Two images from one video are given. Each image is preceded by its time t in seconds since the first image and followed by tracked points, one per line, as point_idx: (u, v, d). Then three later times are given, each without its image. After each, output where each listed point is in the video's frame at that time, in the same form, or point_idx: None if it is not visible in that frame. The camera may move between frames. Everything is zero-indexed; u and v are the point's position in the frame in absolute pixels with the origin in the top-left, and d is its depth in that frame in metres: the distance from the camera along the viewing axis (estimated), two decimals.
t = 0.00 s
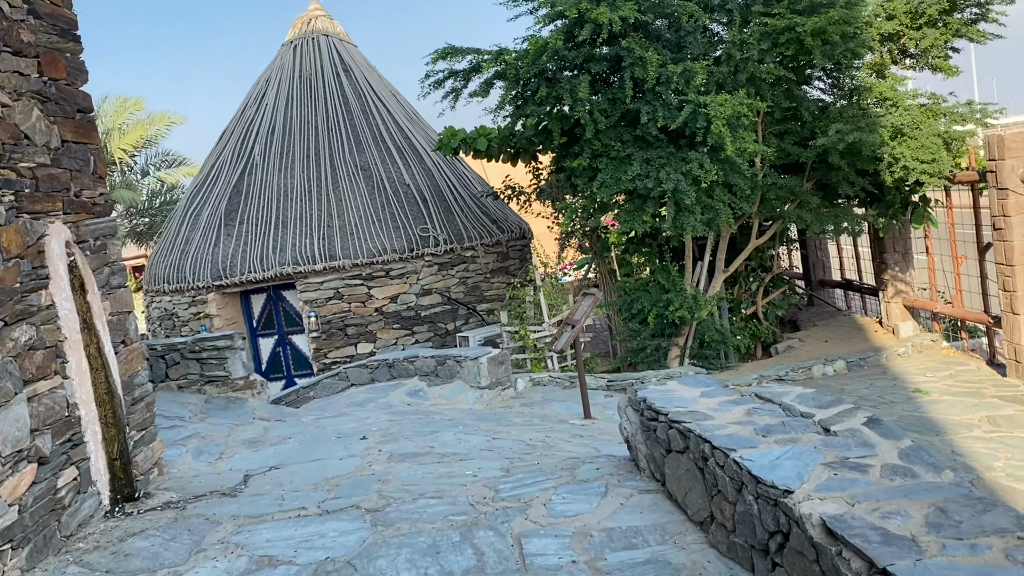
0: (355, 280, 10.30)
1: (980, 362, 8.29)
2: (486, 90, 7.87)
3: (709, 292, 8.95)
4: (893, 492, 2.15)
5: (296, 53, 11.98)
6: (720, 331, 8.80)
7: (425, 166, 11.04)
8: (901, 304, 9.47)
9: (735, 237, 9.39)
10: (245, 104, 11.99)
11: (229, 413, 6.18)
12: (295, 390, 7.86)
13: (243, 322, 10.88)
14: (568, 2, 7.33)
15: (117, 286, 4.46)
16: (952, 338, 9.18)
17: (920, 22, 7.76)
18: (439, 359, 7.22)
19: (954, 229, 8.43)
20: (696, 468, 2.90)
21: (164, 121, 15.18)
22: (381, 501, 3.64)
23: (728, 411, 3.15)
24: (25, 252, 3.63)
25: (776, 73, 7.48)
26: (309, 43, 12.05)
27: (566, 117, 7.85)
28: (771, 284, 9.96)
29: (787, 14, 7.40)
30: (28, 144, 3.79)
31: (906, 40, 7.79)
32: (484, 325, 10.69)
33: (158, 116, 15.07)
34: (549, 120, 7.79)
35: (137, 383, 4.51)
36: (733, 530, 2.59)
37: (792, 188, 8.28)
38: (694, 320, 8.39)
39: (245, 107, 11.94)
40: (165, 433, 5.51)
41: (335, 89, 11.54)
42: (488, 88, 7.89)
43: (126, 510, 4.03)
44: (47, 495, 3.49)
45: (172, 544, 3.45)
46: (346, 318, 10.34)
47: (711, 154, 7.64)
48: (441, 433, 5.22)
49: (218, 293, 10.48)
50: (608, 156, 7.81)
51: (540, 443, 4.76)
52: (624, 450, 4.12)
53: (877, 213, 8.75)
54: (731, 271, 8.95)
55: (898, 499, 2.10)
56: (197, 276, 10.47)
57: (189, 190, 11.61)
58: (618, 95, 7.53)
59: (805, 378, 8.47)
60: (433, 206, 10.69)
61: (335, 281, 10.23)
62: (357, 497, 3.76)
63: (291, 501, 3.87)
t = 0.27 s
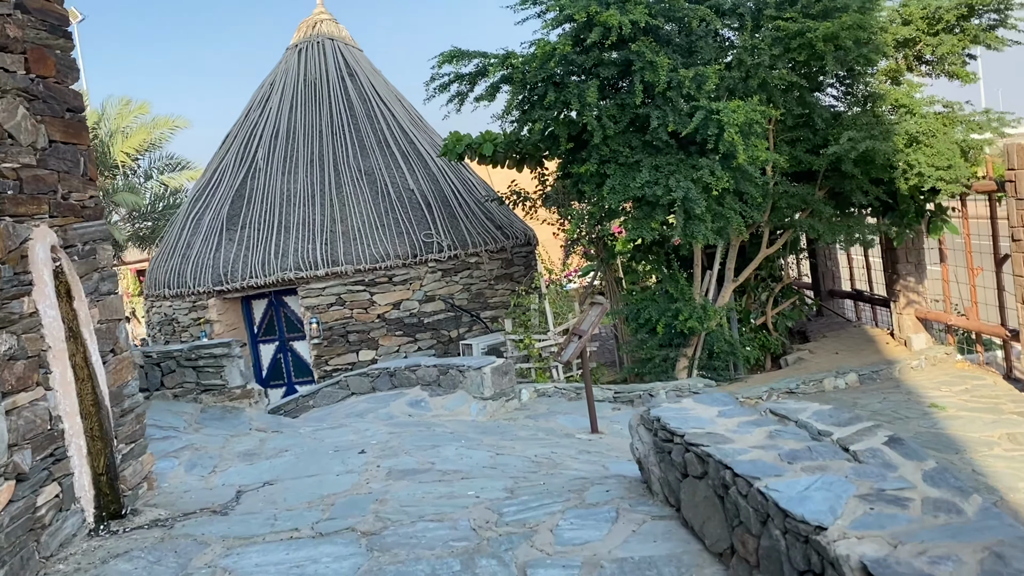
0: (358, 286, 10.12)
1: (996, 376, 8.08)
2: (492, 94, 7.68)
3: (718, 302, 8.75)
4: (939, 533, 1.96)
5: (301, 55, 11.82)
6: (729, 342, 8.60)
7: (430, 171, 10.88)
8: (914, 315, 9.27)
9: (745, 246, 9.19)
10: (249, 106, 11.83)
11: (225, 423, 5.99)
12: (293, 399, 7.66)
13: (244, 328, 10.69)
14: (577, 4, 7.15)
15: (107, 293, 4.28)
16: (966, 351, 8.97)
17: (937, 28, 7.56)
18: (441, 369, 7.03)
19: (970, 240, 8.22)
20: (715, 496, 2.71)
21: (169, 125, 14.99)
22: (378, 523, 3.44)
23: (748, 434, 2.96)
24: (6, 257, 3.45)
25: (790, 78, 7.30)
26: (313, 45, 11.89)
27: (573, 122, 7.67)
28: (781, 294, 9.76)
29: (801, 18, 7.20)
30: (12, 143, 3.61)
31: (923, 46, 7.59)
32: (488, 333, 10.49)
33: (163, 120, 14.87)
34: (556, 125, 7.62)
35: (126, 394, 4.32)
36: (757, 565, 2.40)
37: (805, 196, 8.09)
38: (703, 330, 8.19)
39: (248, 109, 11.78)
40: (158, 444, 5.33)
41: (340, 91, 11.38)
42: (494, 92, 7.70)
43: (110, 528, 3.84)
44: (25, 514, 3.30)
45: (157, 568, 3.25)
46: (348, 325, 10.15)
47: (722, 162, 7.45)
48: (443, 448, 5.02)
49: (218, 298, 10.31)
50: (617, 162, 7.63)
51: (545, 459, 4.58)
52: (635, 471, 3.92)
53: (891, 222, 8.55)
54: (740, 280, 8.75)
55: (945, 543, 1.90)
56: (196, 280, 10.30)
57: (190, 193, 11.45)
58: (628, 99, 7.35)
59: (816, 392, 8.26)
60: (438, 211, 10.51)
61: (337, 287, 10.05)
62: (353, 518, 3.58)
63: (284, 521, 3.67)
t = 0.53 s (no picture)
0: (355, 296, 9.92)
1: (1010, 389, 7.86)
2: (493, 99, 7.49)
3: (724, 313, 8.55)
4: None
5: (298, 61, 11.66)
6: (736, 354, 8.39)
7: (429, 179, 10.70)
8: (924, 326, 9.06)
9: (751, 255, 9.00)
10: (244, 113, 11.65)
11: (216, 440, 5.78)
12: (287, 413, 7.43)
13: (238, 339, 10.52)
14: (581, 7, 6.97)
15: (88, 306, 4.08)
16: (979, 363, 8.76)
17: (949, 32, 7.38)
18: (440, 383, 6.82)
19: (982, 249, 8.02)
20: (736, 530, 2.50)
21: (164, 131, 14.81)
22: (371, 554, 3.23)
23: (769, 461, 2.75)
24: None
25: (798, 83, 7.11)
26: (311, 51, 11.73)
27: (576, 128, 7.48)
28: (788, 304, 9.56)
29: (810, 21, 7.02)
30: None
31: (936, 50, 7.41)
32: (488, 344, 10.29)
33: (158, 126, 14.70)
34: (559, 131, 7.44)
35: (108, 412, 4.11)
36: None
37: (813, 204, 7.90)
38: (709, 342, 7.99)
39: (244, 116, 11.60)
40: (144, 463, 5.12)
41: (338, 98, 11.21)
42: (495, 97, 7.52)
43: (88, 558, 3.62)
44: None
45: None
46: (345, 336, 9.94)
47: (729, 169, 7.25)
48: (442, 467, 4.81)
49: (212, 308, 10.10)
50: (621, 169, 7.43)
51: (549, 481, 4.37)
52: (643, 496, 3.71)
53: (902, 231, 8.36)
54: (747, 290, 8.54)
55: None
56: (190, 290, 10.10)
57: (185, 202, 11.26)
58: (633, 105, 7.17)
59: (826, 405, 8.04)
60: (437, 219, 10.32)
61: (333, 297, 9.85)
62: (344, 547, 3.36)
63: (272, 550, 3.46)
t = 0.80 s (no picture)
0: (342, 302, 9.69)
1: (1011, 394, 7.70)
2: (482, 99, 7.30)
3: (719, 317, 8.36)
4: None
5: (284, 62, 11.45)
6: (730, 359, 8.20)
7: (418, 182, 10.51)
8: (922, 329, 8.90)
9: (746, 259, 8.83)
10: (230, 116, 11.43)
11: (194, 452, 5.56)
12: (271, 424, 7.10)
13: (223, 346, 10.29)
14: (571, 4, 6.77)
15: (52, 314, 3.86)
16: (978, 367, 8.60)
17: (948, 30, 7.23)
18: (428, 391, 6.61)
19: (981, 251, 7.86)
20: (740, 554, 2.31)
21: (150, 135, 14.58)
22: None
23: (774, 478, 2.55)
24: None
25: (792, 82, 6.95)
26: (297, 52, 11.53)
27: (567, 129, 7.29)
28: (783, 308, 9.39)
29: (806, 19, 6.85)
30: None
31: (935, 48, 7.26)
32: (478, 350, 10.08)
33: (143, 130, 14.47)
34: (549, 133, 7.25)
35: (73, 425, 3.90)
36: None
37: (809, 206, 7.73)
38: (704, 347, 7.80)
39: (229, 119, 11.38)
40: (117, 476, 4.89)
41: (324, 100, 11.01)
42: (484, 97, 7.33)
43: None
44: None
45: None
46: (332, 342, 9.70)
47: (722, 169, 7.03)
48: (429, 480, 4.60)
49: (195, 315, 9.87)
50: (613, 171, 7.23)
51: (539, 495, 4.16)
52: (639, 512, 3.51)
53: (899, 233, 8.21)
54: (742, 294, 8.37)
55: None
56: (174, 296, 9.87)
57: (168, 206, 11.03)
58: (624, 105, 6.98)
59: (823, 411, 7.85)
60: (426, 223, 10.12)
61: (320, 302, 9.62)
62: (321, 570, 3.15)
63: (244, 573, 3.25)
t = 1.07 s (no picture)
0: (332, 311, 9.44)
1: (1017, 406, 7.50)
2: (474, 103, 7.09)
3: (719, 327, 8.15)
4: None
5: (273, 66, 11.25)
6: (729, 369, 7.98)
7: (410, 188, 10.30)
8: (925, 339, 8.71)
9: (745, 266, 8.63)
10: (218, 121, 11.21)
11: (173, 469, 5.32)
12: (256, 437, 6.86)
13: (210, 356, 10.04)
14: (566, 5, 6.57)
15: (16, 328, 3.63)
16: (983, 378, 8.40)
17: (954, 32, 7.06)
18: (419, 405, 6.39)
19: (986, 259, 7.67)
20: None
21: (139, 141, 14.32)
22: None
23: (791, 513, 2.36)
24: None
25: (795, 86, 6.77)
26: (287, 56, 11.33)
27: (562, 134, 7.08)
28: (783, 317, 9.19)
29: (809, 21, 6.65)
30: None
31: (941, 52, 7.08)
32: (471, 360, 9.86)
33: (132, 136, 14.20)
34: (544, 137, 7.04)
35: (39, 447, 3.67)
36: None
37: (811, 213, 7.53)
38: (702, 358, 7.59)
39: (217, 123, 11.16)
40: (91, 497, 4.65)
41: (315, 104, 10.80)
42: (476, 101, 7.11)
43: None
44: None
45: None
46: (321, 352, 9.45)
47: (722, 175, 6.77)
48: (418, 501, 4.38)
49: (181, 324, 9.62)
50: (609, 177, 7.01)
51: (534, 519, 3.94)
52: (641, 541, 3.29)
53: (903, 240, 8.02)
54: (741, 303, 8.16)
55: None
56: (159, 305, 9.62)
57: (155, 213, 10.79)
58: (621, 109, 6.77)
59: (826, 424, 7.64)
60: (418, 230, 9.91)
61: (309, 311, 9.39)
62: None
63: None
